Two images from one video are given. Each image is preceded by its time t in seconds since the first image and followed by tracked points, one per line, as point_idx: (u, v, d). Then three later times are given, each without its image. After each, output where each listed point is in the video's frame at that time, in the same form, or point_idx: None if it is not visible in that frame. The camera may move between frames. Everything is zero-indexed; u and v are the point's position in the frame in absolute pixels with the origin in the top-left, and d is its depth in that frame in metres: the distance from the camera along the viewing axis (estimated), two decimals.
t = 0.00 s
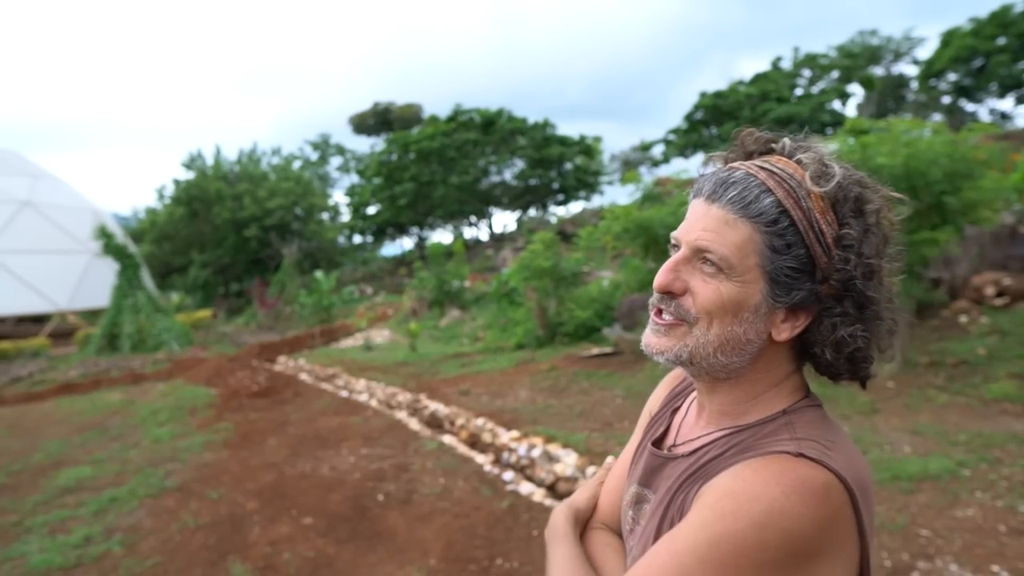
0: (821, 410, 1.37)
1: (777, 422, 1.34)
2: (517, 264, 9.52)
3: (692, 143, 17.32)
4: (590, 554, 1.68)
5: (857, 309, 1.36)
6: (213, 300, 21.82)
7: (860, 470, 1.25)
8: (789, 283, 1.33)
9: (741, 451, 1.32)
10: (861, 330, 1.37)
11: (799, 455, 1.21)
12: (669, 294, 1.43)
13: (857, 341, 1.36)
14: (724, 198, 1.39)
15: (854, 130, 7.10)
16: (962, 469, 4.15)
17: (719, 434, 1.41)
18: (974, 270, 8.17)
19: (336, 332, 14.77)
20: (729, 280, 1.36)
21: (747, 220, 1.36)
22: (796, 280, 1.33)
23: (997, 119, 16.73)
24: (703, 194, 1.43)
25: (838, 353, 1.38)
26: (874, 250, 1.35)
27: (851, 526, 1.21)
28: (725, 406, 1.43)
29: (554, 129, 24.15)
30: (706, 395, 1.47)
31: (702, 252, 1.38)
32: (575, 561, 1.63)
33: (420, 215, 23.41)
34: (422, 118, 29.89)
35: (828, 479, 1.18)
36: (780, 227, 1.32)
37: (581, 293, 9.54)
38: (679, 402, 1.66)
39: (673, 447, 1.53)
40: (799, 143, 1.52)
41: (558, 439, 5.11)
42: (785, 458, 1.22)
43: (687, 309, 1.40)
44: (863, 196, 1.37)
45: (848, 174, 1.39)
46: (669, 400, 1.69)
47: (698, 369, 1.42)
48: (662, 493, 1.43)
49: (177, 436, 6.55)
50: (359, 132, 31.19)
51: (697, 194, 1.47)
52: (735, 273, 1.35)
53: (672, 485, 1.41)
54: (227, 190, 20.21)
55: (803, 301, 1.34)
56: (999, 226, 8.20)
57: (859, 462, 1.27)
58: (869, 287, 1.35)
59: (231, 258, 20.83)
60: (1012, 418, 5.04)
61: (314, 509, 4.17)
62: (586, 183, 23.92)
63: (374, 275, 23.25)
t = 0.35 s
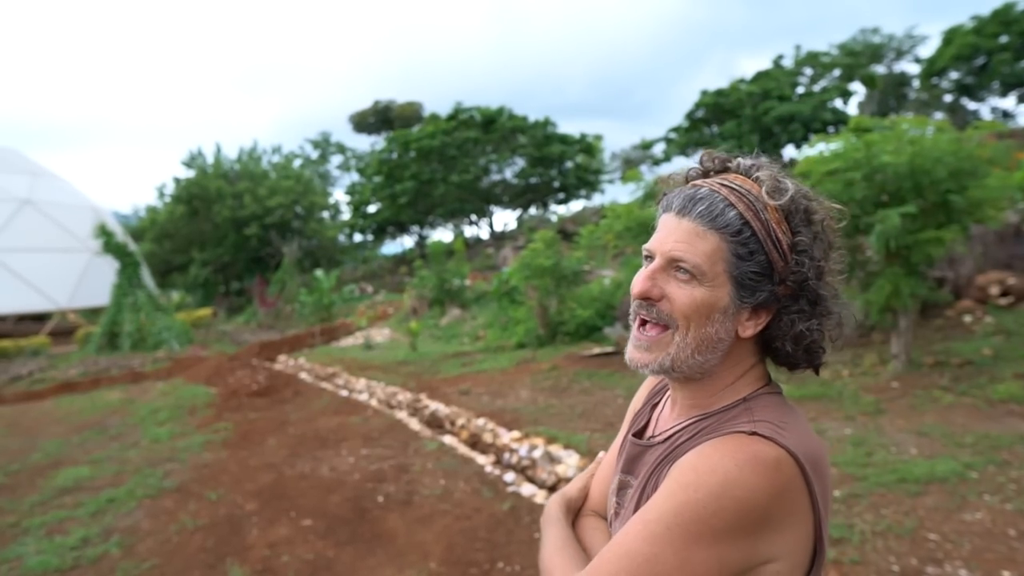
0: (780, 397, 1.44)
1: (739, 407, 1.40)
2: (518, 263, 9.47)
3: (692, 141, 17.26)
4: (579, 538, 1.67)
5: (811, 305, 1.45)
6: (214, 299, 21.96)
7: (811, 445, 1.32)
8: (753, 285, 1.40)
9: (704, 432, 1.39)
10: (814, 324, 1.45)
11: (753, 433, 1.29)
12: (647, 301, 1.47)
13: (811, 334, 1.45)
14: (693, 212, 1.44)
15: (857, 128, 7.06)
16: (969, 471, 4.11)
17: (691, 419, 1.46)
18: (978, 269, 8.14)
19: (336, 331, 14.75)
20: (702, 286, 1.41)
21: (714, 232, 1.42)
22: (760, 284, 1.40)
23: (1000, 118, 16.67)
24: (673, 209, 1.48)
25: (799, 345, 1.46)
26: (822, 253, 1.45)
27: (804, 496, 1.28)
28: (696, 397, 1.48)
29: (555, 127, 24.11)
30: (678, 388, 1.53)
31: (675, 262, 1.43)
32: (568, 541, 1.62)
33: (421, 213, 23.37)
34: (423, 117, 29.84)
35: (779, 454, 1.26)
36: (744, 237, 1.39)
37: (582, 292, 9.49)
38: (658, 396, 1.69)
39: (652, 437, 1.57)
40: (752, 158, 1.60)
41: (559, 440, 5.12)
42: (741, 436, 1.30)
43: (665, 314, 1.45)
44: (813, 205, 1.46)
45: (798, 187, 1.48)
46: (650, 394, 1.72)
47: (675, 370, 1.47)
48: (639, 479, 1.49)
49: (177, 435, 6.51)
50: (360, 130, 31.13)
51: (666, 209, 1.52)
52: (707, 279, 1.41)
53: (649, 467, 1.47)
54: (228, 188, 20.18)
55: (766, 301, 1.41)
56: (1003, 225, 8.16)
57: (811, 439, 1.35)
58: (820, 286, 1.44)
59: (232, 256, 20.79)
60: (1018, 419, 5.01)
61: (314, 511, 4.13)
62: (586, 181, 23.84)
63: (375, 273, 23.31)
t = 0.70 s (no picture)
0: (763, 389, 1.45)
1: (726, 402, 1.39)
2: (521, 262, 9.41)
3: (696, 139, 17.18)
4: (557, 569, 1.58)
5: (786, 286, 1.46)
6: (216, 297, 21.89)
7: (798, 436, 1.30)
8: (724, 283, 1.40)
9: (692, 430, 1.36)
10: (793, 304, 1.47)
11: (743, 425, 1.26)
12: (624, 321, 1.47)
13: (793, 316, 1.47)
14: (648, 224, 1.43)
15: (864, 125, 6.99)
16: (984, 476, 4.04)
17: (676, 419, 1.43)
18: (987, 268, 8.07)
19: (339, 330, 14.71)
20: (675, 296, 1.41)
21: (673, 239, 1.40)
22: (730, 279, 1.40)
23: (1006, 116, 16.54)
24: (627, 222, 1.46)
25: (781, 328, 1.47)
26: (787, 233, 1.45)
27: (800, 488, 1.25)
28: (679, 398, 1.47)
29: (558, 126, 24.06)
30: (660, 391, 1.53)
31: (642, 279, 1.43)
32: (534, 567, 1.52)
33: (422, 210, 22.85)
34: (426, 115, 29.80)
35: (768, 443, 1.23)
36: (704, 238, 1.38)
37: (586, 291, 9.41)
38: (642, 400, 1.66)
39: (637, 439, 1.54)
40: (694, 147, 1.58)
41: (564, 441, 5.08)
42: (730, 428, 1.26)
43: (643, 330, 1.45)
44: (764, 186, 1.45)
45: (747, 171, 1.46)
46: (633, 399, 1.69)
47: (662, 380, 1.46)
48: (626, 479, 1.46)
49: (178, 435, 6.46)
50: (362, 129, 31.10)
51: (621, 221, 1.50)
52: (676, 290, 1.41)
53: (637, 467, 1.43)
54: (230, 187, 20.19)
55: (739, 294, 1.42)
56: (1012, 224, 8.08)
57: (798, 431, 1.33)
58: (792, 267, 1.46)
59: (234, 255, 20.77)
60: None
61: (315, 513, 4.07)
62: (590, 179, 23.72)
63: (377, 272, 23.30)
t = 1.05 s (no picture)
0: (751, 430, 1.41)
1: (717, 443, 1.35)
2: (547, 262, 9.32)
3: (721, 138, 17.02)
4: None
5: (761, 299, 1.47)
6: (242, 296, 22.06)
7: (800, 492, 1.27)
8: (688, 305, 1.40)
9: (681, 479, 1.33)
10: (772, 317, 1.49)
11: (745, 481, 1.23)
12: (586, 358, 1.50)
13: (773, 330, 1.49)
14: (595, 251, 1.45)
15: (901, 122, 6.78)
16: None
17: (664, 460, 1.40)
18: None
19: (363, 329, 14.73)
20: (634, 327, 1.43)
21: (625, 264, 1.42)
22: (694, 298, 1.41)
23: None
24: (577, 254, 1.49)
25: (758, 344, 1.48)
26: (750, 240, 1.45)
27: (806, 538, 1.23)
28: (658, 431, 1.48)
29: (582, 125, 23.95)
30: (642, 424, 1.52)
31: (597, 312, 1.45)
32: None
33: (447, 212, 23.22)
34: (450, 115, 29.84)
35: (768, 496, 1.20)
36: (657, 259, 1.39)
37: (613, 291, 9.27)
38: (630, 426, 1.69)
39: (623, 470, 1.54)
40: (645, 163, 1.60)
41: (593, 444, 4.98)
42: (730, 484, 1.23)
43: (605, 365, 1.47)
44: (716, 194, 1.47)
45: (693, 180, 1.48)
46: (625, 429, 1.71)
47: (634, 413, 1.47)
48: (614, 517, 1.43)
49: (204, 434, 6.46)
50: (386, 129, 31.23)
51: (571, 252, 1.53)
52: (636, 320, 1.42)
53: (628, 508, 1.40)
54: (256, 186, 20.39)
55: (708, 314, 1.42)
56: None
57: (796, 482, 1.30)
58: (763, 277, 1.46)
59: (260, 254, 20.91)
60: None
61: (342, 515, 4.01)
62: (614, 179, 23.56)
63: (401, 271, 23.32)
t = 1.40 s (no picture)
0: (767, 451, 1.48)
1: (735, 468, 1.42)
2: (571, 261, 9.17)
3: (744, 137, 16.81)
4: None
5: (750, 300, 1.51)
6: (262, 295, 22.12)
7: (815, 526, 1.31)
8: (665, 314, 1.46)
9: (697, 503, 1.38)
10: (764, 319, 1.53)
11: (756, 508, 1.28)
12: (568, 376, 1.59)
13: (768, 335, 1.52)
14: (563, 261, 1.54)
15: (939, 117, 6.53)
16: None
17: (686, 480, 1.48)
18: None
19: (383, 329, 14.67)
20: (609, 342, 1.50)
21: (594, 275, 1.49)
22: (671, 304, 1.46)
23: None
24: (551, 267, 1.57)
25: (751, 353, 1.52)
26: (731, 236, 1.49)
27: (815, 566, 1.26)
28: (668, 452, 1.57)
29: (602, 125, 23.77)
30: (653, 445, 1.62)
31: (573, 329, 1.54)
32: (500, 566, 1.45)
33: (467, 211, 23.23)
34: (469, 114, 29.77)
35: (781, 524, 1.25)
36: (624, 266, 1.46)
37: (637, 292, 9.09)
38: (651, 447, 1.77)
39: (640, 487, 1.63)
40: (615, 161, 1.65)
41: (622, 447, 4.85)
42: (741, 510, 1.28)
43: (587, 382, 1.56)
44: (685, 189, 1.50)
45: (660, 176, 1.52)
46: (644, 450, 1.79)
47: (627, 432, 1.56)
48: (630, 534, 1.51)
49: (226, 434, 6.40)
50: (406, 129, 31.22)
51: (546, 263, 1.62)
52: (611, 333, 1.50)
53: (645, 527, 1.49)
54: (276, 186, 20.47)
55: (691, 321, 1.48)
56: None
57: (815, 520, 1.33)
58: (750, 276, 1.50)
59: (280, 253, 20.93)
60: None
61: (368, 519, 3.91)
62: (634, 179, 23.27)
63: (420, 271, 23.24)
